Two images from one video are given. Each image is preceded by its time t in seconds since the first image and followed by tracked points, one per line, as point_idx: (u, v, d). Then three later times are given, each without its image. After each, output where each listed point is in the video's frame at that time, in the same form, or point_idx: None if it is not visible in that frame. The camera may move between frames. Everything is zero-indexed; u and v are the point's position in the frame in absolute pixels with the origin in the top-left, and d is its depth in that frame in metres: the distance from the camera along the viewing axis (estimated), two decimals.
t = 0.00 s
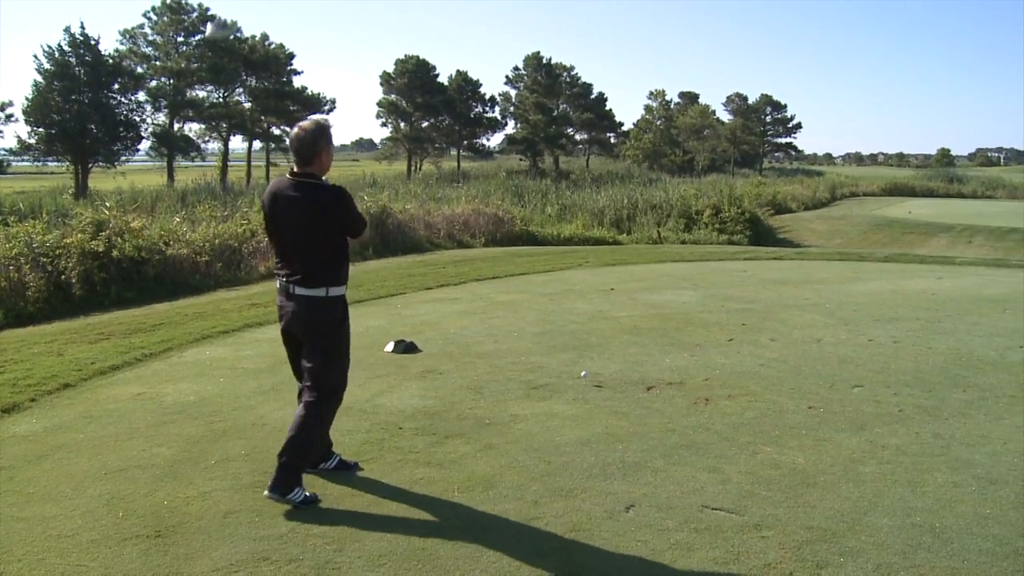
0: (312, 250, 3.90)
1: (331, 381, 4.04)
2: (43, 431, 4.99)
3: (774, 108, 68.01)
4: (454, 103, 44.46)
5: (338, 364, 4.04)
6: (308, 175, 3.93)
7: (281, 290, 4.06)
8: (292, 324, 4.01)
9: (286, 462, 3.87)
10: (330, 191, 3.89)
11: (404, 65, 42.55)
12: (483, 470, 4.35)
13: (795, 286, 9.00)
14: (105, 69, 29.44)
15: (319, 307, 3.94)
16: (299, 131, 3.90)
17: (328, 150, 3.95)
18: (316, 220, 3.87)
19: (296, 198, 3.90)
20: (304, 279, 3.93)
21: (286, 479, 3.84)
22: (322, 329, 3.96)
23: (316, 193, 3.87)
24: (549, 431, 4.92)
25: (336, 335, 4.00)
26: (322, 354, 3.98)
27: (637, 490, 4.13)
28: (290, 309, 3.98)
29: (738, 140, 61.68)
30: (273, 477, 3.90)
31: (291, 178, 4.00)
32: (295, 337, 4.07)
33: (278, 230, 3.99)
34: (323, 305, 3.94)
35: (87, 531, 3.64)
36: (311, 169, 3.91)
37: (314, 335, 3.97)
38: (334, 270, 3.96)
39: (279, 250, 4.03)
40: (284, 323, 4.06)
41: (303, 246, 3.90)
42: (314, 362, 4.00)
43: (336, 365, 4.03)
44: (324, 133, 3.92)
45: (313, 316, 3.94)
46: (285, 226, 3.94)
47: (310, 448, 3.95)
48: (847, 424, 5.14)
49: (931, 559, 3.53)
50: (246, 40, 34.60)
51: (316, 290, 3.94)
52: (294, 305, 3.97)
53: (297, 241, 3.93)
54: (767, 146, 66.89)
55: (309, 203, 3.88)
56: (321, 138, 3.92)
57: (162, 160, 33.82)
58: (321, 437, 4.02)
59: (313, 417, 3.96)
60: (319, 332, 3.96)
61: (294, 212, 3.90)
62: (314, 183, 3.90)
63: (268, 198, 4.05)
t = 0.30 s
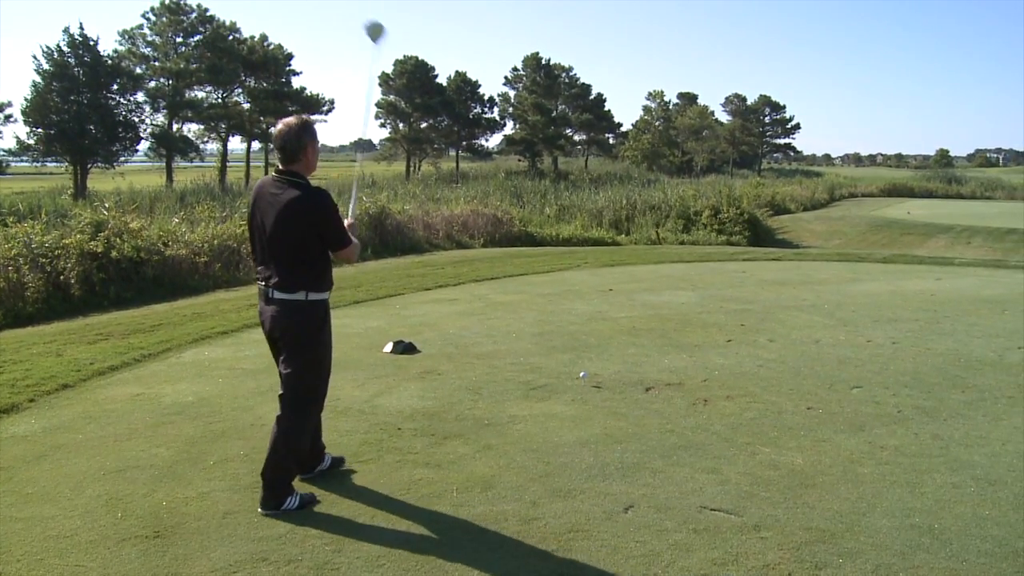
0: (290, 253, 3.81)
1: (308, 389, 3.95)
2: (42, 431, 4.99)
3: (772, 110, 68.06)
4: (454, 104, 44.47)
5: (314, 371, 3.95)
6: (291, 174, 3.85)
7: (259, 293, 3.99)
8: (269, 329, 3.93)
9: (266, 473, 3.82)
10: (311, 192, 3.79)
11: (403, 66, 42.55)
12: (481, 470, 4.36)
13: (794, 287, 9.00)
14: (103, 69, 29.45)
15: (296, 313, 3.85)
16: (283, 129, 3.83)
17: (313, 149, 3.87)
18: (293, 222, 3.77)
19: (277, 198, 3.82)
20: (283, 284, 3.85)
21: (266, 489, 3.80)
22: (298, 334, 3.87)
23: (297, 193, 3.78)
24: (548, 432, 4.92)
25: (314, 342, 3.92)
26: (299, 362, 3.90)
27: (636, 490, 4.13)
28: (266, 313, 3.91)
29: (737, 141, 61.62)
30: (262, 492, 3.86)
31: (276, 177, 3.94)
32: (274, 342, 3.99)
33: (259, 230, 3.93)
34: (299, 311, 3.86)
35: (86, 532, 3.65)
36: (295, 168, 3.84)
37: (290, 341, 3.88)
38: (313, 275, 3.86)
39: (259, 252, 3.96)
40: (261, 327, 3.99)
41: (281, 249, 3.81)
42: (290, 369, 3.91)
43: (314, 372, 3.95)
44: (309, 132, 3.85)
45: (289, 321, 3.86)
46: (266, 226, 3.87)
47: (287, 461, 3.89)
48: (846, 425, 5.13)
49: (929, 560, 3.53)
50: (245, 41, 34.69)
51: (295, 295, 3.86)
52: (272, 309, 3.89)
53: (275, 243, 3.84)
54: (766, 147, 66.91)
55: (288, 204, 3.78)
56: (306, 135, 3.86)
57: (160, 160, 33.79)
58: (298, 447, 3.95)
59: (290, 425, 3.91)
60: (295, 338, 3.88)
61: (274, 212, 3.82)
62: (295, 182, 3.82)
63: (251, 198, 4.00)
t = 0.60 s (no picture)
0: (286, 255, 3.81)
1: (305, 392, 3.95)
2: (43, 432, 4.99)
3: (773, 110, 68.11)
4: (455, 104, 44.49)
5: (310, 373, 3.95)
6: (285, 174, 3.85)
7: (254, 295, 3.99)
8: (263, 331, 3.93)
9: (266, 475, 3.82)
10: (306, 192, 3.79)
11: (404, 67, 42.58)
12: (482, 471, 4.36)
13: (796, 288, 9.00)
14: (105, 70, 29.49)
15: (293, 315, 3.86)
16: (279, 127, 3.83)
17: (308, 147, 3.88)
18: (288, 223, 3.76)
19: (270, 199, 3.82)
20: (279, 285, 3.86)
21: (268, 491, 3.80)
22: (294, 337, 3.87)
23: (291, 194, 3.77)
24: (549, 433, 4.92)
25: (310, 345, 3.91)
26: (295, 364, 3.90)
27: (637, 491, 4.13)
28: (261, 315, 3.91)
29: (737, 142, 61.62)
30: (263, 494, 3.86)
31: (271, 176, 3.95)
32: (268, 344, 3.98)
33: (253, 231, 3.92)
34: (296, 311, 3.86)
35: (88, 532, 3.65)
36: (289, 166, 3.84)
37: (285, 344, 3.88)
38: (309, 277, 3.85)
39: (254, 254, 3.96)
40: (256, 330, 3.98)
41: (277, 249, 3.81)
42: (285, 371, 3.91)
43: (310, 373, 3.95)
44: (304, 131, 3.86)
45: (285, 323, 3.86)
46: (261, 228, 3.87)
47: (287, 462, 3.89)
48: (848, 427, 5.13)
49: (931, 562, 3.52)
50: (246, 42, 34.75)
51: (291, 296, 3.86)
52: (268, 310, 3.90)
53: (270, 245, 3.85)
54: (767, 148, 66.90)
55: (282, 204, 3.78)
56: (302, 134, 3.86)
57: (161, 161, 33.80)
58: (297, 449, 3.95)
59: (287, 427, 3.91)
60: (291, 341, 3.87)
61: (268, 213, 3.81)
62: (289, 182, 3.82)
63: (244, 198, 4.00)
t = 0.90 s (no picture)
0: (285, 256, 3.82)
1: (301, 393, 3.95)
2: (44, 432, 5.00)
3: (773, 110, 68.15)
4: (455, 105, 44.51)
5: (307, 375, 3.95)
6: (287, 174, 3.85)
7: (253, 294, 4.00)
8: (260, 331, 3.94)
9: (266, 474, 3.82)
10: (308, 192, 3.78)
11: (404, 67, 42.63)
12: (483, 471, 4.36)
13: (796, 288, 8.99)
14: (105, 70, 29.50)
15: (291, 316, 3.86)
16: (282, 126, 3.85)
17: (313, 148, 3.89)
18: (287, 223, 3.76)
19: (271, 198, 3.83)
20: (278, 285, 3.86)
21: (267, 490, 3.80)
22: (291, 337, 3.87)
23: (292, 192, 3.77)
24: (550, 433, 4.91)
25: (306, 346, 3.91)
26: (291, 364, 3.90)
27: (637, 491, 4.14)
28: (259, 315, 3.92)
29: (738, 142, 61.63)
30: (264, 494, 3.86)
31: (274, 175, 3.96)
32: (264, 345, 3.99)
33: (254, 230, 3.93)
34: (294, 312, 3.86)
35: (89, 532, 3.65)
36: (292, 165, 3.83)
37: (282, 344, 3.88)
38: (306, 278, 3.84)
39: (253, 252, 3.97)
40: (253, 329, 3.99)
41: (276, 249, 3.83)
42: (280, 372, 3.90)
43: (305, 375, 3.94)
44: (309, 131, 3.87)
45: (283, 324, 3.86)
46: (261, 227, 3.88)
47: (286, 462, 3.89)
48: (848, 426, 5.13)
49: (931, 562, 3.52)
50: (247, 42, 34.81)
51: (290, 296, 3.87)
52: (266, 310, 3.90)
53: (270, 245, 3.85)
54: (768, 148, 66.84)
55: (281, 203, 3.78)
56: (307, 134, 3.88)
57: (161, 161, 33.81)
58: (295, 448, 3.95)
59: (284, 427, 3.90)
60: (288, 341, 3.88)
61: (269, 212, 3.82)
62: (290, 181, 3.81)
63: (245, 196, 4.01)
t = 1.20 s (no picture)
0: (287, 254, 3.82)
1: (298, 392, 3.95)
2: (44, 432, 5.00)
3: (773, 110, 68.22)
4: (455, 105, 44.52)
5: (304, 373, 3.96)
6: (289, 173, 3.85)
7: (251, 292, 3.99)
8: (258, 328, 3.94)
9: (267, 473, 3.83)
10: (309, 192, 3.78)
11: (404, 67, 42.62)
12: (482, 472, 4.36)
13: (796, 288, 8.99)
14: (105, 71, 29.48)
15: (290, 315, 3.86)
16: (283, 126, 3.85)
17: (312, 148, 3.89)
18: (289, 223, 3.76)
19: (273, 197, 3.82)
20: (278, 285, 3.86)
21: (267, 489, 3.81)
22: (288, 337, 3.88)
23: (294, 192, 3.77)
24: (550, 434, 4.91)
25: (303, 346, 3.92)
26: (288, 364, 3.90)
27: (638, 491, 4.14)
28: (258, 313, 3.92)
29: (737, 143, 61.61)
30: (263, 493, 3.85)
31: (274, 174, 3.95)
32: (261, 344, 3.99)
33: (253, 228, 3.92)
34: (293, 311, 3.87)
35: (89, 532, 3.65)
36: (292, 165, 3.83)
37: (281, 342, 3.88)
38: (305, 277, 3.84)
39: (251, 251, 3.97)
40: (250, 328, 3.99)
41: (274, 249, 3.83)
42: (277, 371, 3.91)
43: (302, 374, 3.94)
44: (310, 131, 3.87)
45: (282, 323, 3.87)
46: (260, 225, 3.88)
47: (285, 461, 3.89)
48: (848, 426, 5.13)
49: (931, 562, 3.52)
50: (246, 42, 34.80)
51: (290, 295, 3.87)
52: (265, 308, 3.90)
53: (270, 244, 3.85)
54: (767, 148, 66.82)
55: (282, 203, 3.78)
56: (308, 135, 3.88)
57: (161, 162, 33.80)
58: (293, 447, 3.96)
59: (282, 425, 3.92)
60: (287, 340, 3.88)
61: (269, 211, 3.82)
62: (291, 181, 3.81)
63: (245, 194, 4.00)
